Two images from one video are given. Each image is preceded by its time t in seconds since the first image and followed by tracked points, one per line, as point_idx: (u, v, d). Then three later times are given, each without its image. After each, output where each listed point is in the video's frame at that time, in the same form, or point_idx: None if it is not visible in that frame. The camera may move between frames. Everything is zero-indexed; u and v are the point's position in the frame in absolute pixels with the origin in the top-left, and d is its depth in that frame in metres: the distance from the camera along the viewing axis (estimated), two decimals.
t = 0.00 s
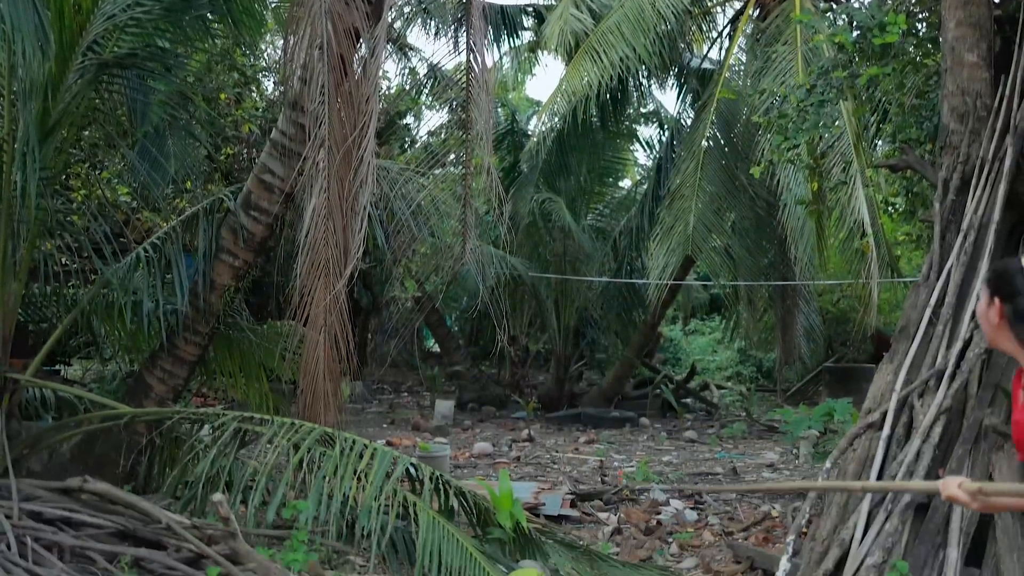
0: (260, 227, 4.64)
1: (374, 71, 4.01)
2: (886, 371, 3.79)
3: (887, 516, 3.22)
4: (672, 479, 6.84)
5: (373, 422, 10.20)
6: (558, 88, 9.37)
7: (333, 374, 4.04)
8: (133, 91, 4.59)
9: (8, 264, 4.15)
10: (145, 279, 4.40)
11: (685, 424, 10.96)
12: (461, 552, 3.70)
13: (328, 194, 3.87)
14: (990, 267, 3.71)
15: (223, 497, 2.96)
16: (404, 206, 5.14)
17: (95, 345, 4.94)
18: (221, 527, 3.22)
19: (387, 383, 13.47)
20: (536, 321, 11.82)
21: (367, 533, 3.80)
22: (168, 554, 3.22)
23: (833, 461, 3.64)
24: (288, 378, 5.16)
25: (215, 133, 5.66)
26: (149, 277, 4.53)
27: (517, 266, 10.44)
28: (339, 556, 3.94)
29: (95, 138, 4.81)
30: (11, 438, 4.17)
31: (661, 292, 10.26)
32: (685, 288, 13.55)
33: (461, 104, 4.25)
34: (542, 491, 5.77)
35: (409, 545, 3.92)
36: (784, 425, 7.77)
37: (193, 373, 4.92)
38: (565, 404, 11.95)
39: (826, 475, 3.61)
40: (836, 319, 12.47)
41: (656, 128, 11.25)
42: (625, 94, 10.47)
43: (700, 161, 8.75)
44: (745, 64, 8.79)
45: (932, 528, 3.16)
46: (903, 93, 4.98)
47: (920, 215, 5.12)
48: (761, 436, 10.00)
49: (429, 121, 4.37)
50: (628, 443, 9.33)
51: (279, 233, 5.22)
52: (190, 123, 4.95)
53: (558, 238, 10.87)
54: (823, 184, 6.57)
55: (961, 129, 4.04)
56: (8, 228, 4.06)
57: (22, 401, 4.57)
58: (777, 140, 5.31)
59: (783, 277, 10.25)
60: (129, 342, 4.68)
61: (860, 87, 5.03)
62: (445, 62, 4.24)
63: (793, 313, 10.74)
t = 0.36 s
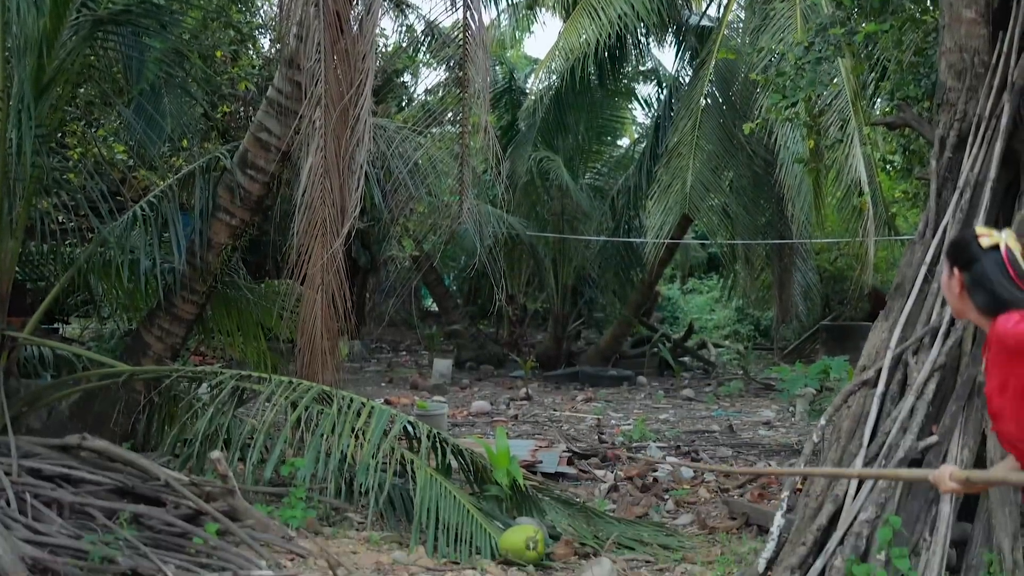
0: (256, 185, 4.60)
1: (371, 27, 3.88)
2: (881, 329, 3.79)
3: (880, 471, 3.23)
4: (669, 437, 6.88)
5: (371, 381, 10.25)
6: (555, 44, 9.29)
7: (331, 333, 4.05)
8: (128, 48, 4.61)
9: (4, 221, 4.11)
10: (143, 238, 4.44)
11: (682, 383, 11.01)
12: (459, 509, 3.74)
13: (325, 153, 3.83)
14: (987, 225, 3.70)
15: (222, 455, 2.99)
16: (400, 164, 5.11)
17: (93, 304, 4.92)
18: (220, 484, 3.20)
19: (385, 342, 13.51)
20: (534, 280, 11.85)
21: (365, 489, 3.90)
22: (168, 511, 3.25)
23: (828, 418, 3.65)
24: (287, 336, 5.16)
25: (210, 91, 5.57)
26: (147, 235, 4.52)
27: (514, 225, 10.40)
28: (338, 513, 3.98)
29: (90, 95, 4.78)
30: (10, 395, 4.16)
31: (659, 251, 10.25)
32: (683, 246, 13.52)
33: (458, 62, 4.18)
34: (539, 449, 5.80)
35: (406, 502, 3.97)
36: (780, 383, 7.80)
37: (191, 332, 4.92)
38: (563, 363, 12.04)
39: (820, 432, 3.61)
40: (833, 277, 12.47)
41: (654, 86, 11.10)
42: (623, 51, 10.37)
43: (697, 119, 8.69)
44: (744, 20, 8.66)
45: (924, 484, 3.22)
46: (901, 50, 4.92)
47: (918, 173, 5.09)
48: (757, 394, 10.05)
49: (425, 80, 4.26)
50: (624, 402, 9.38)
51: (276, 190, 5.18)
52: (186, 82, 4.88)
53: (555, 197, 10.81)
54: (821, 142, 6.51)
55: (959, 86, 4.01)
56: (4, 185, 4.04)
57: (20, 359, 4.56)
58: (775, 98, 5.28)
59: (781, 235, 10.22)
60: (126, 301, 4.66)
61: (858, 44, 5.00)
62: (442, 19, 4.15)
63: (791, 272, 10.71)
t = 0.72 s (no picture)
0: (251, 171, 4.59)
1: (366, 13, 3.86)
2: (874, 316, 3.79)
3: (871, 458, 3.25)
4: (664, 424, 6.91)
5: (367, 367, 10.27)
6: (551, 30, 9.27)
7: (326, 319, 4.05)
8: (123, 34, 4.58)
9: None
10: (137, 225, 4.40)
11: (678, 369, 11.04)
12: (454, 496, 3.76)
13: (320, 140, 3.82)
14: (979, 212, 3.72)
15: (216, 442, 3.00)
16: (395, 150, 5.11)
17: (88, 291, 4.91)
18: (214, 473, 3.25)
19: (382, 329, 13.52)
20: (530, 267, 11.86)
21: (360, 476, 3.92)
22: (162, 498, 3.26)
23: (820, 405, 3.65)
24: (282, 323, 5.16)
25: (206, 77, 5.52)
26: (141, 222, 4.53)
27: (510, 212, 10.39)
28: (332, 500, 3.97)
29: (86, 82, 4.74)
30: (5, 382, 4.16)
31: (655, 238, 10.26)
32: (680, 233, 13.54)
33: (453, 48, 4.17)
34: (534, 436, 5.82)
35: (401, 488, 3.99)
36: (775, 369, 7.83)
37: (187, 319, 4.93)
38: (559, 350, 12.06)
39: (813, 419, 3.63)
40: (829, 264, 12.49)
41: (651, 72, 11.09)
42: (620, 37, 10.35)
43: (693, 105, 8.68)
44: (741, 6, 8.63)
45: (916, 471, 3.26)
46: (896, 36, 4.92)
47: (912, 160, 5.10)
48: (753, 380, 10.09)
49: (421, 65, 4.25)
50: (620, 388, 9.41)
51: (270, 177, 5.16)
52: (180, 68, 4.88)
53: (552, 183, 10.78)
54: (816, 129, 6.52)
55: (953, 73, 4.02)
56: None
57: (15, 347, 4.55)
58: (770, 85, 5.28)
59: (777, 221, 10.24)
60: (121, 288, 4.66)
61: (853, 31, 5.00)
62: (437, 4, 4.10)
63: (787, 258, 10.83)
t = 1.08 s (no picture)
0: (243, 166, 4.58)
1: (358, 8, 3.86)
2: (862, 310, 3.80)
3: (858, 452, 3.26)
4: (657, 418, 6.93)
5: (361, 362, 10.27)
6: (545, 25, 9.28)
7: (317, 314, 4.05)
8: (114, 28, 4.52)
9: None
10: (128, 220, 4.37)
11: (672, 364, 11.07)
12: (444, 490, 3.77)
13: (311, 135, 3.81)
14: (967, 207, 3.74)
15: (206, 438, 2.97)
16: (387, 145, 5.11)
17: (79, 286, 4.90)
18: (204, 468, 3.25)
19: (377, 324, 13.52)
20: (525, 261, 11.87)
21: (351, 471, 3.92)
22: (152, 493, 3.27)
23: (809, 399, 3.67)
24: (274, 318, 5.16)
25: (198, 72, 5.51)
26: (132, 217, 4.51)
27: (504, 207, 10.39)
28: (323, 495, 3.97)
29: (77, 76, 4.72)
30: None
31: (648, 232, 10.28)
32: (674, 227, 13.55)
33: (445, 43, 4.15)
34: (526, 431, 5.84)
35: (392, 482, 4.00)
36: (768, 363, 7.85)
37: (179, 314, 4.92)
38: (553, 344, 12.07)
39: (801, 413, 3.64)
40: (823, 258, 12.52)
41: (646, 67, 10.97)
42: (613, 32, 10.36)
43: (686, 100, 8.68)
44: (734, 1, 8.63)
45: (903, 465, 3.28)
46: (887, 32, 4.92)
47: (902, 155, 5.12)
48: (746, 375, 10.12)
49: (414, 60, 4.25)
50: (614, 383, 9.43)
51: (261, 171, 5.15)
52: (172, 62, 4.85)
53: (546, 178, 10.78)
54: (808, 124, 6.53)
55: (942, 69, 4.02)
56: None
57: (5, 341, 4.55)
58: (761, 80, 5.29)
59: (771, 216, 10.25)
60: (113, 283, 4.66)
61: (844, 26, 5.01)
62: None
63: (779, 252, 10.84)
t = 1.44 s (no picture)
0: (229, 163, 4.56)
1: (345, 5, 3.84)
2: (846, 308, 3.81)
3: (841, 449, 3.28)
4: (646, 416, 6.94)
5: (351, 360, 10.26)
6: (536, 23, 9.27)
7: (304, 312, 4.04)
8: (101, 25, 4.51)
9: None
10: (114, 218, 4.36)
11: (663, 362, 11.09)
12: (430, 488, 3.77)
13: (298, 133, 3.80)
14: (950, 205, 3.77)
15: (191, 435, 2.96)
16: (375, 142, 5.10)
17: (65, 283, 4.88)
18: (188, 466, 3.24)
19: (368, 322, 13.51)
20: (515, 259, 11.88)
21: (336, 467, 3.92)
22: (136, 491, 3.26)
23: (793, 396, 3.68)
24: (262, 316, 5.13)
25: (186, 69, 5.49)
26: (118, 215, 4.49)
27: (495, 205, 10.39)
28: (309, 492, 3.99)
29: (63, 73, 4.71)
30: None
31: (639, 230, 10.29)
32: (665, 226, 13.58)
33: (434, 40, 4.11)
34: (514, 428, 5.84)
35: (378, 480, 4.00)
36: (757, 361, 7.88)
37: (166, 312, 4.91)
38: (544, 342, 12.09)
39: (785, 410, 3.65)
40: (813, 257, 12.56)
41: (636, 65, 10.99)
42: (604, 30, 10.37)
43: (676, 98, 8.68)
44: None
45: (885, 461, 3.30)
46: (873, 30, 4.93)
47: (888, 153, 5.15)
48: (736, 373, 10.15)
49: (406, 57, 4.21)
50: (604, 381, 9.45)
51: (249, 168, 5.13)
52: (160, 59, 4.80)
53: (537, 176, 10.83)
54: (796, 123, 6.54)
55: (927, 68, 4.02)
56: None
57: None
58: (748, 79, 5.30)
59: (761, 215, 10.29)
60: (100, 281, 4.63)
61: (831, 25, 5.03)
62: None
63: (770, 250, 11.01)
